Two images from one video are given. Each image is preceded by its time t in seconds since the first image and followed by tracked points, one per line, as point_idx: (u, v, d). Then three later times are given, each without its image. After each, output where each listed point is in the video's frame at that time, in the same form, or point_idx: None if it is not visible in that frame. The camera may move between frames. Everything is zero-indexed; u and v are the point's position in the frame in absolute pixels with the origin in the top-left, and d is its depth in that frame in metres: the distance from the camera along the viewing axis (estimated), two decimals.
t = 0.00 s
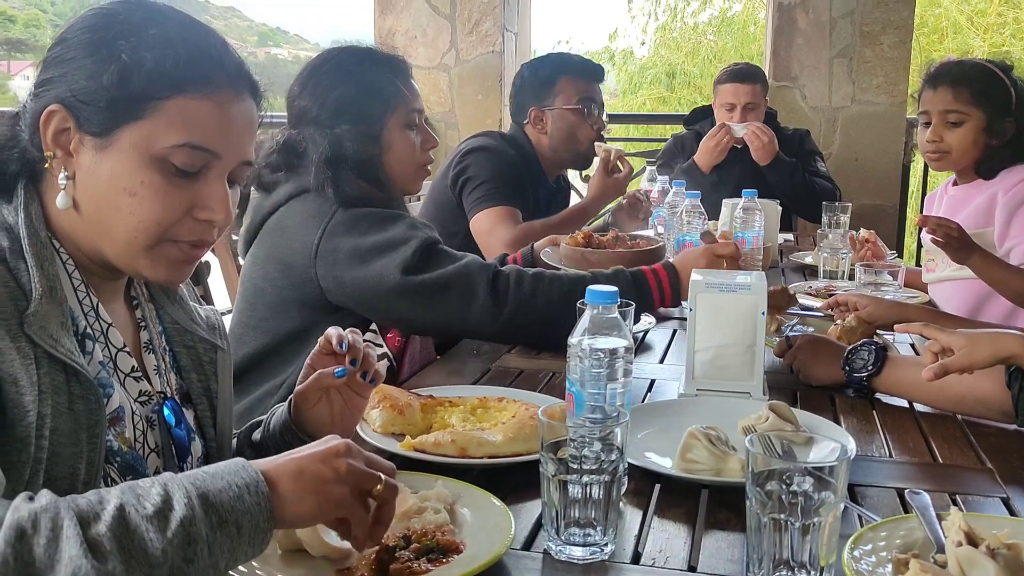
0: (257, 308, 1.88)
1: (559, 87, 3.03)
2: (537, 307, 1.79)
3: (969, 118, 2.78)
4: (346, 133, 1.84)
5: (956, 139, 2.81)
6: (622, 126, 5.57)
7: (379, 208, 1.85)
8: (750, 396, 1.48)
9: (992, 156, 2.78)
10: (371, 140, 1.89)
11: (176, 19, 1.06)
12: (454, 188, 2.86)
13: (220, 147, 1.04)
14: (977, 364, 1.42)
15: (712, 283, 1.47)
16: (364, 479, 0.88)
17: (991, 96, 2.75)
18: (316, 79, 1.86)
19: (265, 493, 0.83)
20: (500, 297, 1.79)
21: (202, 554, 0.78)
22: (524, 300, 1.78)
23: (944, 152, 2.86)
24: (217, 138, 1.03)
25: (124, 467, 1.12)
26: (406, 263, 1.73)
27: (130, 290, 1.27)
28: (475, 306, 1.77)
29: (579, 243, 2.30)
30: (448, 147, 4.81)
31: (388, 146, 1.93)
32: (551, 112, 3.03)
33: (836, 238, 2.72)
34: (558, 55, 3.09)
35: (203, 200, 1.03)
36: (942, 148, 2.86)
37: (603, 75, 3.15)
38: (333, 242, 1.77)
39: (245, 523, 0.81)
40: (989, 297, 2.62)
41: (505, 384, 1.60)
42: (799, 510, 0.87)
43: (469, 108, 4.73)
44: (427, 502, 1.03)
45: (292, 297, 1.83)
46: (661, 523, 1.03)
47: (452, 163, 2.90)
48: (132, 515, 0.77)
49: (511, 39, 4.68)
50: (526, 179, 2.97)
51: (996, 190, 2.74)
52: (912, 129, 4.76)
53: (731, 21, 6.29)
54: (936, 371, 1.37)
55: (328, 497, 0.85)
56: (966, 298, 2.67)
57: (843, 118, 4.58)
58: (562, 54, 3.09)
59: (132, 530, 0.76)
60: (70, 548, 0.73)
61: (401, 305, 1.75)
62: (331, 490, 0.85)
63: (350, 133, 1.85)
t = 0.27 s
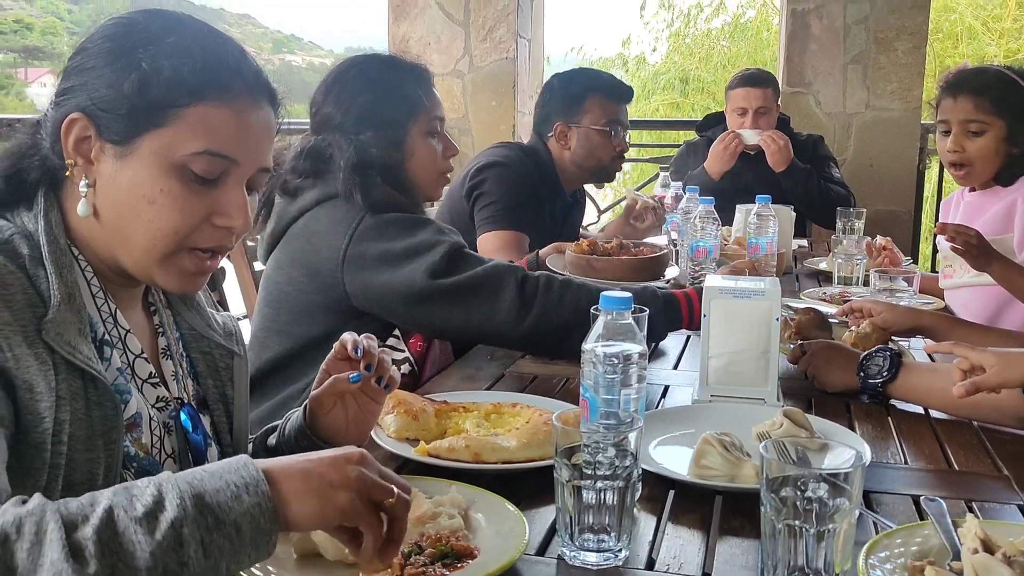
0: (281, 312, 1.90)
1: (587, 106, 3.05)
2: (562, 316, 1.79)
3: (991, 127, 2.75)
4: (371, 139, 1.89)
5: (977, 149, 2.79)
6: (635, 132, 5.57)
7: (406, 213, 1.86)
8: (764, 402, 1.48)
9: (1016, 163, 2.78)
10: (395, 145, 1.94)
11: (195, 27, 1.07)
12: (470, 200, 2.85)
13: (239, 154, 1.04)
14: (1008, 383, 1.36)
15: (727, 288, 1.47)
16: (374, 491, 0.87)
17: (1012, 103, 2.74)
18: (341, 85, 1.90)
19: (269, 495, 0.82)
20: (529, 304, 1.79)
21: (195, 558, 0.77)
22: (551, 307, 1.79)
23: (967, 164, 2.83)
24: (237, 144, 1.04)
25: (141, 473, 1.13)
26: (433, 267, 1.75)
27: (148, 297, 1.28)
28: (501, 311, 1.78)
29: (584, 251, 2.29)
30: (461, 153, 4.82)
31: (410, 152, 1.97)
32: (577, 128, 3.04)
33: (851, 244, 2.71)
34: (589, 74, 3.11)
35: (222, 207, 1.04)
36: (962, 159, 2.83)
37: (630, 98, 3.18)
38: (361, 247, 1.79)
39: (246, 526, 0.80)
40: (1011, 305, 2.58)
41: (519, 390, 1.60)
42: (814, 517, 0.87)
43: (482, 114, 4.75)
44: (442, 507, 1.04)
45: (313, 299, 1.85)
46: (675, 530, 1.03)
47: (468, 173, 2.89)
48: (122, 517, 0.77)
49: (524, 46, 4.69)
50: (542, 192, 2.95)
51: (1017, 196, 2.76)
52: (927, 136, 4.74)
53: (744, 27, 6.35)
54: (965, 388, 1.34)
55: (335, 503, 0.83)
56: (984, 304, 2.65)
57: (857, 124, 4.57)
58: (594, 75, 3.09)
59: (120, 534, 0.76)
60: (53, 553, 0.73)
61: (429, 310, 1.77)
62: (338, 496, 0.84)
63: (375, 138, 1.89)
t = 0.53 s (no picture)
0: (292, 315, 1.91)
1: (604, 115, 3.04)
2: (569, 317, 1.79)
3: (1010, 131, 2.77)
4: (383, 142, 1.89)
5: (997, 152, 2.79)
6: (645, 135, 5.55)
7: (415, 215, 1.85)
8: (776, 406, 1.47)
9: None
10: (406, 148, 1.95)
11: (203, 31, 1.08)
12: (481, 207, 2.85)
13: (250, 157, 1.05)
14: None
15: (739, 292, 1.47)
16: (383, 508, 0.86)
17: None
18: (354, 88, 1.93)
19: (282, 507, 0.82)
20: (537, 305, 1.79)
21: (215, 566, 0.76)
22: (558, 307, 1.78)
23: (984, 164, 2.84)
24: (247, 147, 1.04)
25: (154, 476, 1.13)
26: (440, 270, 1.76)
27: (161, 300, 1.29)
28: (509, 312, 1.78)
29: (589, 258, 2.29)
30: (472, 157, 4.82)
31: (424, 156, 2.00)
32: (591, 136, 3.04)
33: (864, 246, 2.68)
34: (606, 83, 3.10)
35: (232, 210, 1.04)
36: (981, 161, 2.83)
37: (648, 110, 3.17)
38: (371, 249, 1.79)
39: (259, 537, 0.80)
40: None
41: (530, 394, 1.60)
42: (829, 521, 0.87)
43: (492, 118, 4.75)
44: (454, 510, 1.04)
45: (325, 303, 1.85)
46: (688, 534, 1.03)
47: (479, 179, 2.91)
48: (144, 525, 0.76)
49: (534, 49, 4.69)
50: (551, 202, 2.95)
51: None
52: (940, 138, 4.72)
53: (755, 30, 6.38)
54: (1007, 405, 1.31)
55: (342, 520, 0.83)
56: (999, 307, 2.63)
57: (869, 127, 4.55)
58: (612, 84, 3.09)
59: (143, 541, 0.75)
60: (80, 560, 0.72)
61: (439, 311, 1.78)
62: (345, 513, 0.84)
63: (387, 141, 1.89)
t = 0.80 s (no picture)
0: (290, 317, 1.91)
1: (610, 116, 3.03)
2: (559, 322, 1.77)
3: (1022, 131, 2.76)
4: (394, 144, 1.89)
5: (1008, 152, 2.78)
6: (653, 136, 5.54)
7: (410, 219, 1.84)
8: (784, 406, 1.46)
9: None
10: (415, 148, 1.94)
11: (209, 33, 1.08)
12: (488, 208, 2.85)
13: (255, 156, 1.05)
14: None
15: (748, 292, 1.46)
16: (379, 509, 0.89)
17: None
18: (359, 89, 1.92)
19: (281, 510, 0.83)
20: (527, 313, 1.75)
21: (216, 567, 0.77)
22: (550, 314, 1.76)
23: (996, 164, 2.83)
24: (249, 144, 1.05)
25: (161, 475, 1.14)
26: (431, 277, 1.72)
27: (168, 299, 1.29)
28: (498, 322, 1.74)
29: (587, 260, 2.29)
30: (479, 158, 4.83)
31: (430, 153, 1.99)
32: (597, 138, 3.03)
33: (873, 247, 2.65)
34: (613, 84, 3.09)
35: (237, 208, 1.05)
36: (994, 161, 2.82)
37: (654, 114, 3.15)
38: (363, 251, 1.79)
39: (258, 543, 0.80)
40: None
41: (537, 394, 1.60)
42: (836, 522, 0.86)
43: (500, 119, 4.75)
44: (460, 510, 1.04)
45: (330, 304, 1.86)
46: (695, 534, 1.03)
47: (484, 181, 2.92)
48: (148, 526, 0.75)
49: (542, 50, 4.70)
50: (557, 204, 2.95)
51: None
52: (949, 139, 4.70)
53: (764, 30, 6.48)
54: None
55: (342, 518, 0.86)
56: (1010, 308, 2.62)
57: (878, 127, 4.53)
58: (619, 86, 3.07)
59: (146, 542, 0.74)
60: (84, 556, 0.71)
61: (428, 318, 1.74)
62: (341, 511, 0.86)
63: (397, 142, 1.89)
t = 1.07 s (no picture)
0: (289, 318, 1.92)
1: (614, 116, 3.02)
2: (549, 319, 1.83)
3: None
4: (396, 142, 1.90)
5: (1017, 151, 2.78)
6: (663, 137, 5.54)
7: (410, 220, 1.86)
8: (794, 408, 1.46)
9: None
10: (416, 148, 1.96)
11: (208, 27, 1.09)
12: (495, 209, 2.86)
13: (259, 145, 1.06)
14: None
15: (756, 293, 1.46)
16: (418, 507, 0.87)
17: None
18: (360, 88, 1.93)
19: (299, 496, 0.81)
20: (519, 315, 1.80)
21: (222, 559, 0.76)
22: (539, 312, 1.82)
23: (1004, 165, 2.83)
24: (252, 135, 1.05)
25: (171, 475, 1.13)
26: (427, 277, 1.75)
27: (177, 300, 1.30)
28: (494, 323, 1.78)
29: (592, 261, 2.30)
30: (487, 159, 4.83)
31: (430, 154, 2.01)
32: (602, 137, 3.03)
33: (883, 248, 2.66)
34: (618, 83, 3.07)
35: (243, 199, 1.05)
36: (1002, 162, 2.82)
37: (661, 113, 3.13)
38: (360, 251, 1.81)
39: (274, 526, 0.79)
40: None
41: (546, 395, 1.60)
42: (847, 523, 0.86)
43: (509, 120, 4.75)
44: (470, 511, 1.04)
45: (339, 305, 1.86)
46: (705, 535, 1.02)
47: (490, 184, 2.93)
48: (146, 518, 0.75)
49: (551, 51, 4.70)
50: (565, 206, 2.95)
51: None
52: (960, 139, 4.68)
53: (774, 30, 6.49)
54: None
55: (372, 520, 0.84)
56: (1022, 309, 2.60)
57: (888, 127, 4.52)
58: (625, 85, 3.05)
59: (145, 536, 0.74)
60: (75, 559, 0.72)
61: (426, 319, 1.77)
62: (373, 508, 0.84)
63: (400, 142, 1.91)
